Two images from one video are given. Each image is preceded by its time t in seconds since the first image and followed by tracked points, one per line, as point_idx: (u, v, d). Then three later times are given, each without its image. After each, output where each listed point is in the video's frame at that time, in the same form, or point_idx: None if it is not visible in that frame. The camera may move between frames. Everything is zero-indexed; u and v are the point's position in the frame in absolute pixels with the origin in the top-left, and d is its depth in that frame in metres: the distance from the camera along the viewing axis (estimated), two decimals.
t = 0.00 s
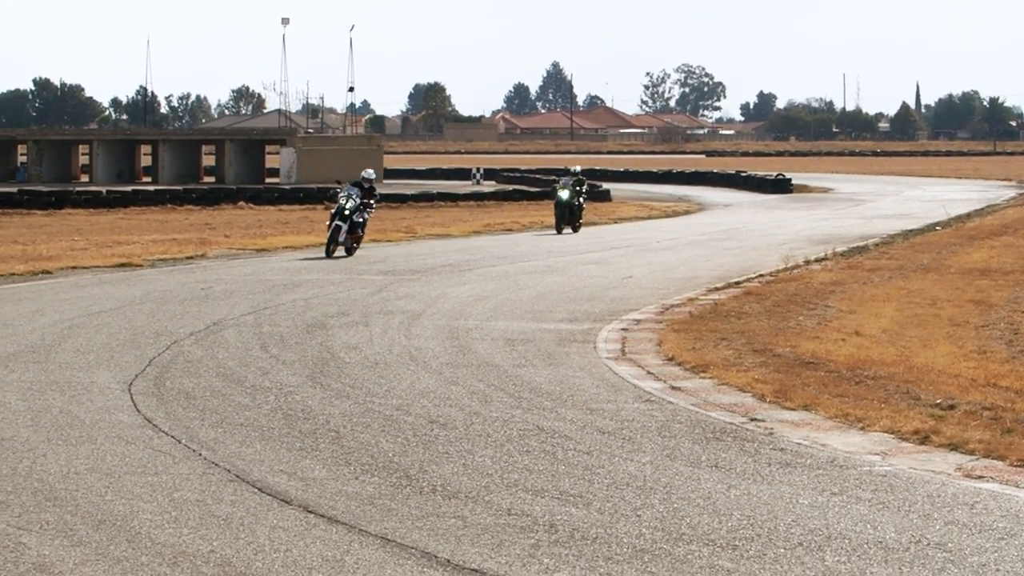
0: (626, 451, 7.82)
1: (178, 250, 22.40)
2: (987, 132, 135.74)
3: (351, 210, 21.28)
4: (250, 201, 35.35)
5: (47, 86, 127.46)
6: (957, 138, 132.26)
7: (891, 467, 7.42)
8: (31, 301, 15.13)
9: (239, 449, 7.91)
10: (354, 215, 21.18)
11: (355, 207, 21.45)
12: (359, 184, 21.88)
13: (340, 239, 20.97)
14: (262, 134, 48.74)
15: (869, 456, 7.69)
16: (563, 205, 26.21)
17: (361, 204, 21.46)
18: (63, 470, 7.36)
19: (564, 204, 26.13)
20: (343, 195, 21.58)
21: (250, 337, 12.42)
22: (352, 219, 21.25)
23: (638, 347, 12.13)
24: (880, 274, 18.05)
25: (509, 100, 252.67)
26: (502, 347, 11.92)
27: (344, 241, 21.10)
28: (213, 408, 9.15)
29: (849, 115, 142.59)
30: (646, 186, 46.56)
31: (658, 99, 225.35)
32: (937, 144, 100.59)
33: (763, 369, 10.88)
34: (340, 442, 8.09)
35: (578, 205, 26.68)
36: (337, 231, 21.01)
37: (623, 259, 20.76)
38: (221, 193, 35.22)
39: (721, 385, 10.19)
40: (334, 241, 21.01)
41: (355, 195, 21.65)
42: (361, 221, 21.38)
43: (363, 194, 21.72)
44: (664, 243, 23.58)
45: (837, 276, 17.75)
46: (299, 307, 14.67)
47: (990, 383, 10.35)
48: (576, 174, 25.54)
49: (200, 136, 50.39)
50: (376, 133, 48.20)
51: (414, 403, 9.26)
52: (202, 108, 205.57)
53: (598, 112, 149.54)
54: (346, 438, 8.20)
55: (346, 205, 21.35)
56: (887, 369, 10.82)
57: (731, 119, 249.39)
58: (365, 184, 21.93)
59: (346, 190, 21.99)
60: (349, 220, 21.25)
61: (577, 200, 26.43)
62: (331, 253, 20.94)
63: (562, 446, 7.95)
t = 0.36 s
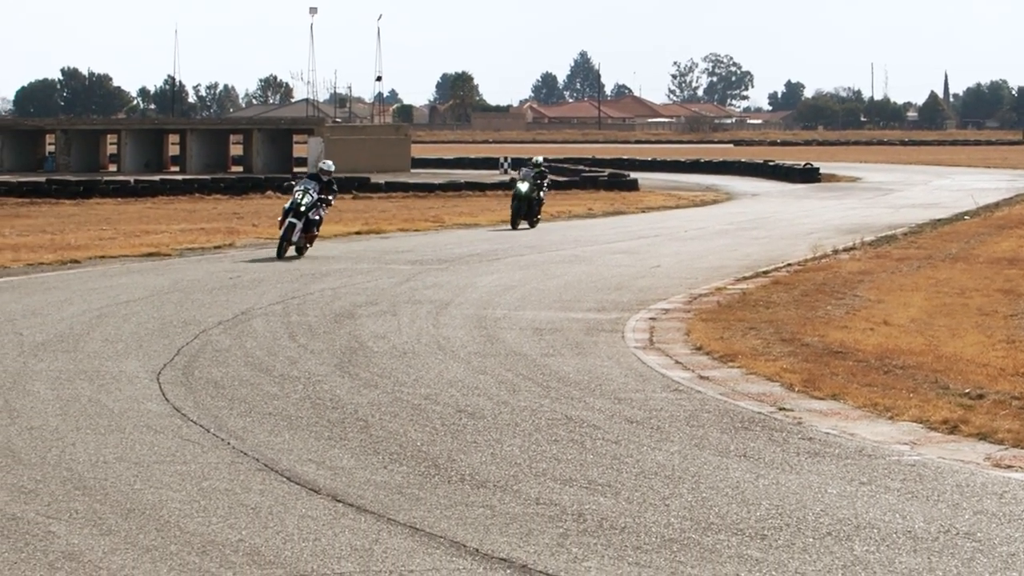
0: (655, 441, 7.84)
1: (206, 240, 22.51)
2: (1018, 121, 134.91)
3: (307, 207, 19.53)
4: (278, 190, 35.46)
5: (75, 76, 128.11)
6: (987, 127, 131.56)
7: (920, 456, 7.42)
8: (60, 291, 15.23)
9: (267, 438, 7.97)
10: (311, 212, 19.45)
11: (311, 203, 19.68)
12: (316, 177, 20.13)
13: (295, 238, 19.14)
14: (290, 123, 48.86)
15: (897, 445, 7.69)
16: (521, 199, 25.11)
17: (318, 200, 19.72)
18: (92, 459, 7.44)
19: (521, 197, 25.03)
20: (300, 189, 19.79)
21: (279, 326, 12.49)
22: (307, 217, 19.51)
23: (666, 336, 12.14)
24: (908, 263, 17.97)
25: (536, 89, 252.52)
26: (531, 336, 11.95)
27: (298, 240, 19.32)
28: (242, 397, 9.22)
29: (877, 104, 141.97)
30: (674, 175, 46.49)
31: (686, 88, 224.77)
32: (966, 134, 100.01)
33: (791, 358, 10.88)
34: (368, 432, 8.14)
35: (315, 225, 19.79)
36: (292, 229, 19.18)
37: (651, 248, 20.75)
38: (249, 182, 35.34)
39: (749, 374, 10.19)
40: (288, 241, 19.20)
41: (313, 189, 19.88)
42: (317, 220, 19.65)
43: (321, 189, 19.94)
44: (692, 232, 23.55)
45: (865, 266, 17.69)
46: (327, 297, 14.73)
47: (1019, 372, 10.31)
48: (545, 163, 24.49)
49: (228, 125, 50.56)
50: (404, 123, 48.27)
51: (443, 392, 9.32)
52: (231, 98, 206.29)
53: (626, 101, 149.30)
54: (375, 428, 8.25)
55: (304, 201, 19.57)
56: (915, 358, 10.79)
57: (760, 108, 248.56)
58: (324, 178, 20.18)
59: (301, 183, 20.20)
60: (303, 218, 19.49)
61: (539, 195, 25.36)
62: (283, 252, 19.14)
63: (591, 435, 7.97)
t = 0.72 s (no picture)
0: (702, 433, 7.87)
1: (253, 232, 22.69)
2: None
3: (290, 210, 17.30)
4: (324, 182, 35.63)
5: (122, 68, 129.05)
6: None
7: (968, 449, 7.40)
8: (108, 282, 15.41)
9: (314, 430, 8.07)
10: (293, 215, 17.23)
11: (294, 205, 17.43)
12: (300, 174, 17.83)
13: (275, 243, 16.92)
14: (336, 116, 49.09)
15: (945, 438, 7.67)
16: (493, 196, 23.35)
17: (303, 201, 17.49)
18: (140, 450, 7.56)
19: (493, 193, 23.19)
20: (282, 188, 17.52)
21: (325, 318, 12.61)
22: (289, 220, 17.27)
23: (713, 328, 12.14)
24: (955, 255, 17.87)
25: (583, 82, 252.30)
26: (577, 328, 11.99)
27: (278, 247, 17.06)
28: (290, 388, 9.33)
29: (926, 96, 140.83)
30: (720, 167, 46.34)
31: (732, 80, 223.96)
32: (1016, 126, 99.02)
33: (838, 350, 10.86)
34: (414, 423, 8.22)
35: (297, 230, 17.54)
36: (272, 234, 16.93)
37: (699, 240, 20.70)
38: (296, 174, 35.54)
39: (796, 365, 10.19)
40: (266, 247, 16.93)
41: (297, 188, 17.63)
42: (299, 224, 17.42)
43: (307, 188, 17.69)
44: (739, 224, 23.49)
45: (912, 257, 17.60)
46: (374, 288, 14.83)
47: None
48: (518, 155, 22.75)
49: (274, 117, 50.86)
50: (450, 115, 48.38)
51: (489, 384, 9.39)
52: (277, 92, 207.52)
53: (672, 93, 148.79)
54: (421, 420, 8.32)
55: (286, 202, 17.33)
56: (963, 350, 10.74)
57: (807, 99, 247.02)
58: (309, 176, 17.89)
59: (284, 180, 17.92)
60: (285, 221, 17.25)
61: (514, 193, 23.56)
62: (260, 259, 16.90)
63: (638, 427, 8.01)
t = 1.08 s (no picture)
0: (751, 425, 7.89)
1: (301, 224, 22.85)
2: None
3: (293, 217, 15.35)
4: (371, 174, 35.79)
5: (171, 61, 130.01)
6: None
7: (1018, 442, 7.38)
8: (158, 275, 15.59)
9: (362, 422, 8.16)
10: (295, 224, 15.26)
11: (295, 212, 15.43)
12: (302, 177, 15.79)
13: (274, 255, 14.93)
14: (384, 108, 49.28)
15: (994, 431, 7.65)
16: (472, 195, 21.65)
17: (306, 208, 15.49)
18: (189, 442, 7.68)
19: (472, 192, 21.56)
20: (283, 191, 15.54)
21: (374, 311, 12.71)
22: (289, 229, 15.31)
23: (761, 321, 12.13)
24: (1006, 248, 17.73)
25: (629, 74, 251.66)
26: (625, 321, 12.03)
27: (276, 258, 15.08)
28: (339, 381, 9.43)
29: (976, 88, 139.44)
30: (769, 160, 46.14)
31: (781, 72, 222.66)
32: None
33: (886, 343, 10.82)
34: (463, 416, 8.29)
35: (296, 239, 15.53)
36: (272, 244, 14.95)
37: (748, 232, 20.64)
38: (343, 167, 35.73)
39: (844, 358, 10.17)
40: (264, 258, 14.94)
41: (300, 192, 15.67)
42: (300, 233, 15.46)
43: (310, 192, 15.74)
44: (787, 217, 23.39)
45: (961, 250, 17.47)
46: (422, 281, 14.92)
47: None
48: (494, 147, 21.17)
49: (322, 110, 51.14)
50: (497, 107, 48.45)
51: (537, 377, 9.45)
52: (325, 84, 208.44)
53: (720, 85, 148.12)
54: (470, 412, 8.39)
55: (289, 207, 15.35)
56: (1013, 343, 10.67)
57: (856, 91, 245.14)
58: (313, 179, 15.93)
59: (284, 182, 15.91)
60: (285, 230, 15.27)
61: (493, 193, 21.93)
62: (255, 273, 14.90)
63: (686, 420, 8.04)
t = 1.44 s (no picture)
0: (778, 419, 7.91)
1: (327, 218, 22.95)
2: None
3: (304, 231, 13.17)
4: (398, 168, 35.87)
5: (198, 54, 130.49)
6: None
7: None
8: (186, 269, 15.70)
9: (389, 416, 8.22)
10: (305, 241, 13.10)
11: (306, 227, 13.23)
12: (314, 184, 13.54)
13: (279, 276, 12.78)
14: (411, 102, 49.36)
15: (1022, 425, 7.65)
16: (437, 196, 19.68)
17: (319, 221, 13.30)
18: (216, 436, 7.77)
19: (438, 193, 19.58)
20: (293, 201, 13.28)
21: (401, 305, 12.77)
22: (299, 245, 13.14)
23: (788, 315, 12.13)
24: None
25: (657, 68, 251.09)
26: (652, 315, 12.05)
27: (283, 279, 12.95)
28: (366, 375, 9.50)
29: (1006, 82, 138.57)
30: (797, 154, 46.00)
31: (809, 66, 221.75)
32: None
33: (914, 337, 10.81)
34: (490, 410, 8.34)
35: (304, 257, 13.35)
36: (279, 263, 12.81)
37: (776, 226, 20.62)
38: (371, 162, 35.82)
39: (872, 353, 10.17)
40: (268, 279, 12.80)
41: (312, 203, 13.42)
42: (311, 250, 13.30)
43: (323, 203, 13.47)
44: (814, 211, 23.34)
45: (989, 244, 17.40)
46: (449, 275, 14.98)
47: None
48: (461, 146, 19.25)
49: (349, 104, 51.29)
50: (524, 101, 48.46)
51: (564, 370, 9.49)
52: (352, 78, 208.87)
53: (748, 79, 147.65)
54: (497, 406, 8.44)
55: (300, 223, 13.15)
56: None
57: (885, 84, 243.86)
58: (325, 186, 13.64)
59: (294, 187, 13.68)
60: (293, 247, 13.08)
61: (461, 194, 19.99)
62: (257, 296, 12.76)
63: (713, 414, 8.07)
